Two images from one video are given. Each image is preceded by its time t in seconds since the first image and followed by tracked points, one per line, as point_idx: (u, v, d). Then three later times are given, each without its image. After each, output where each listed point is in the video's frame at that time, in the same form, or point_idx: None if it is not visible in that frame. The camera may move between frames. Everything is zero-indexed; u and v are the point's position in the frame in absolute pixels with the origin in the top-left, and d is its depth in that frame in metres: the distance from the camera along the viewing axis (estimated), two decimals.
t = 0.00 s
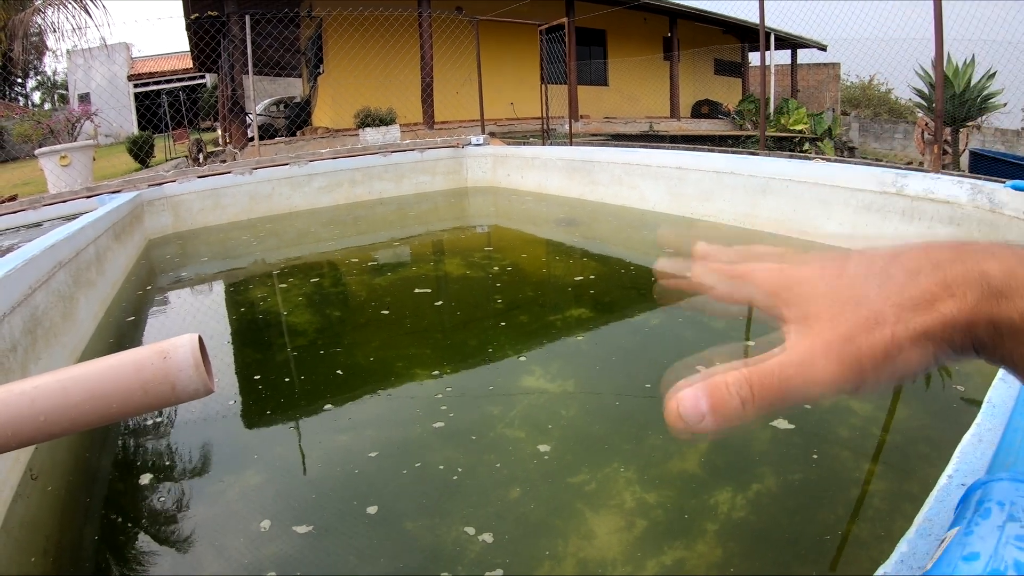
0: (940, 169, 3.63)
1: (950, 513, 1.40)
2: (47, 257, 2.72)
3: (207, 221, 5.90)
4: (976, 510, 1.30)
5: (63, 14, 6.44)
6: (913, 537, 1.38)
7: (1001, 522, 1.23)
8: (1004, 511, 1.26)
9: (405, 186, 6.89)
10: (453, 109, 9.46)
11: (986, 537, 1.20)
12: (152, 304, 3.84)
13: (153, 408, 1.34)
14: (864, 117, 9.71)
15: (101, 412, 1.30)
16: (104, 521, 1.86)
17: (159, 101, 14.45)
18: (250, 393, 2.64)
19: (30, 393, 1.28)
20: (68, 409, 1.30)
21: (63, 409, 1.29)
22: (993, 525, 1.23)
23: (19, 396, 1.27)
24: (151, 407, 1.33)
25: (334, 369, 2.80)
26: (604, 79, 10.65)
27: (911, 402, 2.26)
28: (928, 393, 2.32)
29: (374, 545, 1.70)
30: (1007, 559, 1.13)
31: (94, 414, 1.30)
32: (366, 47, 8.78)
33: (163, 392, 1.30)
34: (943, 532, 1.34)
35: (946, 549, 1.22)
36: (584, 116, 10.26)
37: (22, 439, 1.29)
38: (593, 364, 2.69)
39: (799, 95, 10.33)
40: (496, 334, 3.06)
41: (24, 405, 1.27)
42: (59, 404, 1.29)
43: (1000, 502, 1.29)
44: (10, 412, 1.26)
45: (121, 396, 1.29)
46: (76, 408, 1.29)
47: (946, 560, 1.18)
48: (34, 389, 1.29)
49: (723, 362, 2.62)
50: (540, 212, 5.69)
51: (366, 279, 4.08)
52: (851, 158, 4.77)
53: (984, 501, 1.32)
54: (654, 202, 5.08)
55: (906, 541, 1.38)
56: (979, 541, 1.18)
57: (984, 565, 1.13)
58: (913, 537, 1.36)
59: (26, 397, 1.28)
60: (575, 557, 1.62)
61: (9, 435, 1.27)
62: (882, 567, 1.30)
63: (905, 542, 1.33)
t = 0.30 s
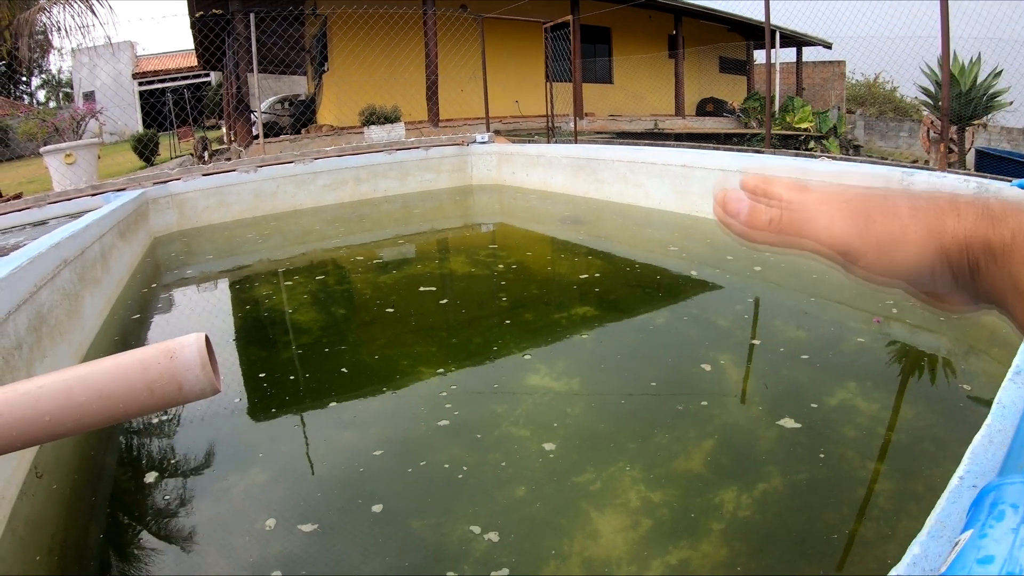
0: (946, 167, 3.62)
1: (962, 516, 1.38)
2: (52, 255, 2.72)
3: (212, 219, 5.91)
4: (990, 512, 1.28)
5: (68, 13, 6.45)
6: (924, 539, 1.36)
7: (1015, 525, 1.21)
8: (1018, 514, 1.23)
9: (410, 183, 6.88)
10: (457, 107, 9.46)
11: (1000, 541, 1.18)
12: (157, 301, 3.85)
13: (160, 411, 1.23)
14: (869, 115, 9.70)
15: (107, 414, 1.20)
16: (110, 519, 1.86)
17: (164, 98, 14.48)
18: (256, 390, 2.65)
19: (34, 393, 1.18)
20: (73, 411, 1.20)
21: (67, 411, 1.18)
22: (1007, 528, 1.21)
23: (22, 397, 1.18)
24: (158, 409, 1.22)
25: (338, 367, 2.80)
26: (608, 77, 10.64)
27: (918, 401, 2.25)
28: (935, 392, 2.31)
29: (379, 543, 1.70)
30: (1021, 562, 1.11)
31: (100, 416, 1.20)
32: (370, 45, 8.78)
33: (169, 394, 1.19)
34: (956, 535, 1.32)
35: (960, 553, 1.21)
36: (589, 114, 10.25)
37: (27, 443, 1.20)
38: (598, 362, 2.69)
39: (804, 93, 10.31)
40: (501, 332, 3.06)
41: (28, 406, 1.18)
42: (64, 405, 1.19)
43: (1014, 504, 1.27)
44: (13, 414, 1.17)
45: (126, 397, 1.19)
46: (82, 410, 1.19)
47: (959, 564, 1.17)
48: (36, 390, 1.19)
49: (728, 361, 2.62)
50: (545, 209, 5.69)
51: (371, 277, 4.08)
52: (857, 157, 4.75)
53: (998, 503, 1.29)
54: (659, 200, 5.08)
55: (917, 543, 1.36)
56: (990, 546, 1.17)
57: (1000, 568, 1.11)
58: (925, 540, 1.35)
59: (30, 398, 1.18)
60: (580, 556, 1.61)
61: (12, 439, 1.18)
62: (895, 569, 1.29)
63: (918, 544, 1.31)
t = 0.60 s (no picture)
0: (950, 165, 3.60)
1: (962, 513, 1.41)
2: (56, 253, 2.73)
3: (215, 217, 5.92)
4: (989, 509, 1.29)
5: (72, 12, 6.48)
6: (924, 536, 1.39)
7: (1014, 522, 1.20)
8: (1017, 510, 1.23)
9: (413, 181, 6.88)
10: (461, 104, 9.46)
11: (999, 536, 1.18)
12: (161, 299, 3.86)
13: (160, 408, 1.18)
14: (873, 112, 9.67)
15: (108, 409, 1.16)
16: (113, 516, 1.87)
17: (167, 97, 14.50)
18: (259, 387, 2.66)
19: (35, 388, 1.15)
20: (73, 408, 1.16)
21: (66, 408, 1.15)
22: (1006, 524, 1.21)
23: (23, 393, 1.14)
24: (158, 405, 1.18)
25: (341, 364, 2.81)
26: (611, 74, 10.63)
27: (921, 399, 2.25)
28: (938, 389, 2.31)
29: (381, 540, 1.71)
30: (1020, 558, 1.11)
31: (101, 412, 1.15)
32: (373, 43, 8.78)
33: (170, 389, 1.15)
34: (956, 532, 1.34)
35: (958, 548, 1.21)
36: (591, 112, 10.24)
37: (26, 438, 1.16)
38: (601, 359, 2.69)
39: (808, 90, 10.29)
40: (503, 329, 3.07)
41: (30, 402, 1.14)
42: (65, 401, 1.15)
43: (1013, 501, 1.27)
44: (15, 410, 1.14)
45: (126, 393, 1.15)
46: (82, 406, 1.15)
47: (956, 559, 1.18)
48: (38, 384, 1.15)
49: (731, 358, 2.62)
50: (548, 207, 5.70)
51: (375, 274, 4.09)
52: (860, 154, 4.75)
53: (998, 500, 1.30)
54: (662, 197, 5.08)
55: (918, 540, 1.39)
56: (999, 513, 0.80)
57: (997, 564, 1.11)
58: (924, 537, 1.38)
59: (32, 393, 1.15)
60: (582, 553, 1.61)
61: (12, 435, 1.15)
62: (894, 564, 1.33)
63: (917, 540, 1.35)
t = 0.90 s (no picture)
0: (951, 162, 3.60)
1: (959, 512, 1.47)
2: (56, 252, 2.72)
3: (216, 216, 5.92)
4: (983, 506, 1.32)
5: (72, 11, 6.46)
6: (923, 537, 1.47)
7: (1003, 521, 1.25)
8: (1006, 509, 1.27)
9: (414, 179, 6.89)
10: (462, 102, 9.46)
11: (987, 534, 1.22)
12: (162, 297, 3.86)
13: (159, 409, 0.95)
14: (874, 110, 9.67)
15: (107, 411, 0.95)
16: (114, 514, 1.87)
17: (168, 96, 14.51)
18: (259, 385, 2.66)
19: (33, 383, 0.95)
20: (71, 408, 0.95)
21: (59, 408, 0.94)
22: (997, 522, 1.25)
23: (20, 388, 0.96)
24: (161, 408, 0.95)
25: (341, 362, 2.81)
26: (612, 72, 10.62)
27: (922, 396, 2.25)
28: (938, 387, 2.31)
29: (382, 537, 1.71)
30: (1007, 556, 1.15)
31: (99, 412, 0.94)
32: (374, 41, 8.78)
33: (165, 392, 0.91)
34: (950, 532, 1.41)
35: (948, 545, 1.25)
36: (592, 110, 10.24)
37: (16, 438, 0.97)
38: (602, 357, 2.69)
39: (809, 88, 10.28)
40: (504, 326, 3.07)
41: (27, 399, 0.95)
42: (61, 400, 0.95)
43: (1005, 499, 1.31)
44: (11, 407, 0.95)
45: (121, 394, 0.93)
46: (76, 409, 0.94)
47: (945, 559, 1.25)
48: (35, 379, 0.96)
49: (731, 356, 2.62)
50: (549, 205, 5.70)
51: (376, 272, 4.10)
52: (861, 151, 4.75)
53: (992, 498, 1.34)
54: (663, 195, 5.08)
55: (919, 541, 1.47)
56: (981, 535, 0.69)
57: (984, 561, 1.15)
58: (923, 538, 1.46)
59: (32, 389, 0.96)
60: (582, 551, 1.62)
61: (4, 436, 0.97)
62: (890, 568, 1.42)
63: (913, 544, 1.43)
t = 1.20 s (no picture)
0: (948, 158, 3.61)
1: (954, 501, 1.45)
2: (53, 251, 2.72)
3: (213, 215, 5.91)
4: (980, 497, 1.41)
5: (68, 10, 6.43)
6: (915, 524, 1.41)
7: (1004, 511, 1.34)
8: (1007, 500, 1.37)
9: (411, 177, 6.89)
10: (459, 100, 9.45)
11: (988, 525, 1.31)
12: (158, 296, 3.85)
13: (155, 398, 1.20)
14: (871, 107, 9.69)
15: (102, 402, 1.19)
16: (112, 512, 1.87)
17: (165, 95, 14.46)
18: (257, 383, 2.66)
19: (31, 381, 1.18)
20: (69, 400, 1.18)
21: (61, 400, 1.18)
22: (996, 513, 1.34)
23: (19, 387, 1.17)
24: (154, 397, 1.20)
25: (338, 359, 2.81)
26: (609, 70, 10.61)
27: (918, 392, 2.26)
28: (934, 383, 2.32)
29: (380, 534, 1.71)
30: (1009, 546, 1.24)
31: (94, 404, 1.18)
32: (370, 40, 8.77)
33: (164, 382, 1.17)
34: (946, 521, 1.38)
35: (950, 535, 1.31)
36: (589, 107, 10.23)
37: (25, 429, 1.19)
38: (600, 354, 2.69)
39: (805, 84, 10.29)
40: (501, 324, 3.07)
41: (26, 395, 1.17)
42: (59, 392, 1.18)
43: (1004, 490, 1.40)
44: (10, 402, 1.17)
45: (121, 385, 1.17)
46: (78, 399, 1.18)
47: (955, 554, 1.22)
48: (35, 377, 1.19)
49: (729, 353, 2.62)
50: (546, 202, 5.70)
51: (372, 270, 4.09)
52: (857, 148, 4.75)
53: (988, 489, 1.43)
54: (660, 192, 5.08)
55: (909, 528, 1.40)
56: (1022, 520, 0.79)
57: (987, 553, 1.23)
58: (917, 525, 1.39)
59: (29, 386, 1.18)
60: (580, 548, 1.62)
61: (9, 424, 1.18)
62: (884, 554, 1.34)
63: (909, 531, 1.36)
